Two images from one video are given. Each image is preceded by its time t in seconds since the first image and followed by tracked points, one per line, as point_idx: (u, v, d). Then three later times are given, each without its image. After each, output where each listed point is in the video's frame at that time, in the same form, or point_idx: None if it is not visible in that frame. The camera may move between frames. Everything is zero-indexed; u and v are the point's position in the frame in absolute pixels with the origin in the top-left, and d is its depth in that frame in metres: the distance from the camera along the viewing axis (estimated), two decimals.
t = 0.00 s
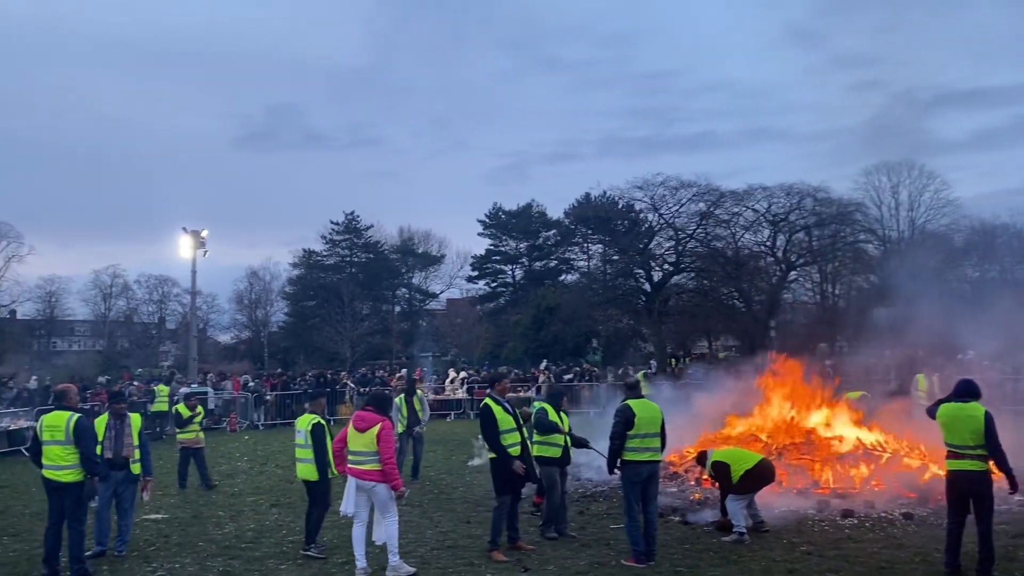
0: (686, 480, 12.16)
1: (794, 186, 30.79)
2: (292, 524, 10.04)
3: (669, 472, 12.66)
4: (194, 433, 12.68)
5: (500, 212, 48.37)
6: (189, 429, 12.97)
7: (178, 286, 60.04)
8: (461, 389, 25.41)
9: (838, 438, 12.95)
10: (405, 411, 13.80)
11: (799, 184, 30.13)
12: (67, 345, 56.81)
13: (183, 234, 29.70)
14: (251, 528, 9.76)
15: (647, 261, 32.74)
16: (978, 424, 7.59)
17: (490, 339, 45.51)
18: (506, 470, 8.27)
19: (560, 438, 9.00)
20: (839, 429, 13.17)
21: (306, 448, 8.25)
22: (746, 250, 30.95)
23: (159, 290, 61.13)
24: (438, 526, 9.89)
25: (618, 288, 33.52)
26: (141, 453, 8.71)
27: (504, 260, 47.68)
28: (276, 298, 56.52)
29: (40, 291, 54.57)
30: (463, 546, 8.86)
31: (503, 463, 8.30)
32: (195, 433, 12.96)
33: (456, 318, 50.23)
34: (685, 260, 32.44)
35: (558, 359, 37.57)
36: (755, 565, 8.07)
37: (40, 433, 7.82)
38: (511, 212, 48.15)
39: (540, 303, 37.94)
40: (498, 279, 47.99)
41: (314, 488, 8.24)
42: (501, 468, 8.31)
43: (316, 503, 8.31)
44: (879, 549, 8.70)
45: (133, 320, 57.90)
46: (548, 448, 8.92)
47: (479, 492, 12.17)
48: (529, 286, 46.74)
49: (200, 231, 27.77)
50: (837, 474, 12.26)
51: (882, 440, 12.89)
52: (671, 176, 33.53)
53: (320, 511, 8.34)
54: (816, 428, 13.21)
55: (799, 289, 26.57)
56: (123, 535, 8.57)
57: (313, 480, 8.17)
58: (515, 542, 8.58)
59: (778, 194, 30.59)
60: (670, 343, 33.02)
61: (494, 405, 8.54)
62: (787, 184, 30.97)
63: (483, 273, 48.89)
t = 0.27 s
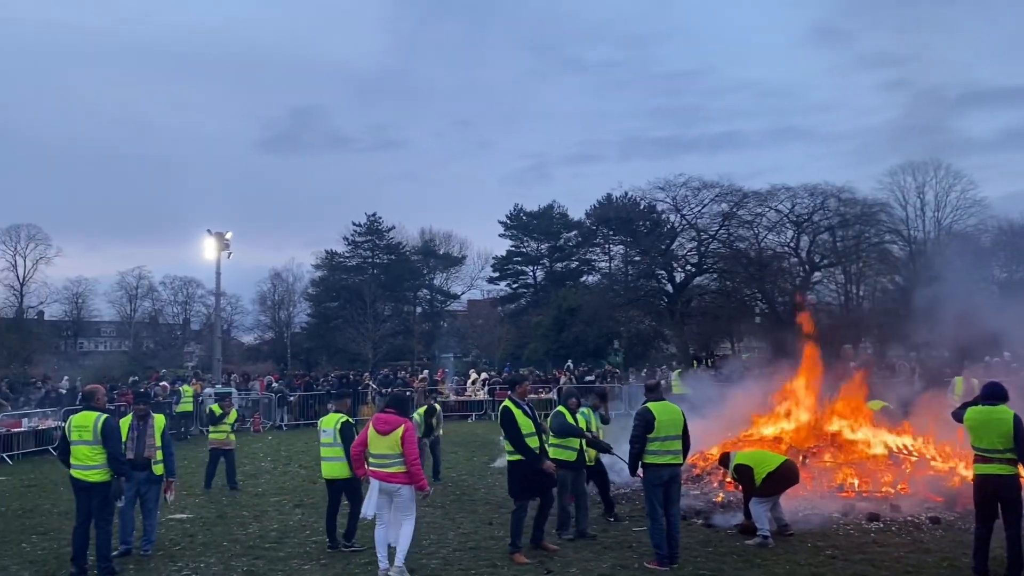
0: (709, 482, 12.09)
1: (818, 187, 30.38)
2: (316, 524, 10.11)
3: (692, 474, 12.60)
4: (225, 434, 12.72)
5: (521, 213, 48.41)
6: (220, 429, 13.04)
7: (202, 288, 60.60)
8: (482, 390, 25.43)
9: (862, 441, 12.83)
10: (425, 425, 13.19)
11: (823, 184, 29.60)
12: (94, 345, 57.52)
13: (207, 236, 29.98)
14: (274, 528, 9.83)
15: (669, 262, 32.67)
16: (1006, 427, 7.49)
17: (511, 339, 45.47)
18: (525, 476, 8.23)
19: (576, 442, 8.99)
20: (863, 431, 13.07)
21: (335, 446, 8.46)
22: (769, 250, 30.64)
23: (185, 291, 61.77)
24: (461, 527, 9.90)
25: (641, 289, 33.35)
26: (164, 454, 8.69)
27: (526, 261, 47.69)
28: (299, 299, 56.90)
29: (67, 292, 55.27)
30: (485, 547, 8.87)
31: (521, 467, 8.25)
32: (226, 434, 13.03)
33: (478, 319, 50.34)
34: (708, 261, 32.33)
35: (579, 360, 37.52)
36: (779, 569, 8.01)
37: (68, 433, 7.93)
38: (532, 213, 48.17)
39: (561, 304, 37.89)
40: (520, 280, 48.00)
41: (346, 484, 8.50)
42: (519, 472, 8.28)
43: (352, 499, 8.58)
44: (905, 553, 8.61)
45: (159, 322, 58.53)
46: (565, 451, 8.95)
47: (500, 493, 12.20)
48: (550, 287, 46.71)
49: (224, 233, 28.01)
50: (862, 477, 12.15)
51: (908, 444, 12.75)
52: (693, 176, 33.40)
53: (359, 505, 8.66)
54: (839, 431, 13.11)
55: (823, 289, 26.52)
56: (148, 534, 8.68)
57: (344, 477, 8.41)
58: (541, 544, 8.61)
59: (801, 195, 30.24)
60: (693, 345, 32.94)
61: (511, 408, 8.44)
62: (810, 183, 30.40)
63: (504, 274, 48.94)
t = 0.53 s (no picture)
0: (733, 485, 11.99)
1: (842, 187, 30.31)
2: (339, 525, 10.16)
3: (714, 477, 12.53)
4: (257, 433, 12.72)
5: (542, 214, 48.38)
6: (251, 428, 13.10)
7: (226, 289, 61.14)
8: (502, 391, 25.45)
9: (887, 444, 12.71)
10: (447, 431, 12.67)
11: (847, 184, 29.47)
12: (119, 345, 58.20)
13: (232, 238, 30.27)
14: (298, 528, 9.90)
15: (691, 263, 32.56)
16: None
17: (532, 340, 45.43)
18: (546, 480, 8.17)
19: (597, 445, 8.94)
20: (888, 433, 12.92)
21: (365, 444, 8.75)
22: (792, 251, 30.46)
23: (209, 292, 62.35)
24: (482, 528, 9.90)
25: (662, 290, 33.23)
26: (184, 454, 8.72)
27: (547, 262, 47.62)
28: (321, 300, 57.24)
29: (93, 293, 55.95)
30: (507, 549, 8.87)
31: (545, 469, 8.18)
32: (257, 433, 13.08)
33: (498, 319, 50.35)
34: (730, 261, 32.25)
35: (600, 362, 37.45)
36: (804, 573, 7.94)
37: (95, 433, 8.03)
38: (553, 214, 48.13)
39: (582, 305, 37.83)
40: (541, 281, 47.98)
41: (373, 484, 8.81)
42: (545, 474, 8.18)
43: (380, 499, 8.91)
44: (932, 558, 8.51)
45: (183, 322, 59.12)
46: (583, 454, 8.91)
47: (521, 495, 12.21)
48: (571, 288, 46.61)
49: (248, 234, 28.24)
50: (888, 480, 12.04)
51: (933, 446, 12.61)
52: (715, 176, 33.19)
53: (387, 511, 9.10)
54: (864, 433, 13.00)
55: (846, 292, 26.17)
56: (173, 534, 8.78)
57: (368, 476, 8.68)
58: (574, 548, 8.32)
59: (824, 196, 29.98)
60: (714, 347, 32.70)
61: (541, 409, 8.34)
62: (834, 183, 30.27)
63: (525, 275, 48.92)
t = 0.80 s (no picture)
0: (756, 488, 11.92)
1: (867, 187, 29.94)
2: (361, 525, 10.21)
3: (738, 480, 12.44)
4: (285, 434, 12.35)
5: (564, 215, 48.37)
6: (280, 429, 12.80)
7: (250, 290, 61.69)
8: (524, 393, 25.44)
9: (913, 447, 12.58)
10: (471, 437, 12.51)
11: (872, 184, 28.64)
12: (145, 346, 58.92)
13: (256, 239, 30.54)
14: (321, 528, 9.96)
15: (714, 264, 32.49)
16: None
17: (553, 341, 45.37)
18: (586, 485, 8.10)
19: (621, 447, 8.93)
20: (914, 436, 12.79)
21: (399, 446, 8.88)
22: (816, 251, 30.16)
23: (232, 293, 62.89)
24: (504, 530, 9.89)
25: (684, 291, 33.23)
26: (204, 454, 8.74)
27: (568, 263, 47.57)
28: (344, 301, 57.57)
29: (119, 294, 56.66)
30: (529, 551, 8.85)
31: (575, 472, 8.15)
32: (286, 433, 12.73)
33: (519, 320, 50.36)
34: (753, 263, 32.00)
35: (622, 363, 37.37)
36: None
37: (122, 432, 8.11)
38: (574, 215, 48.10)
39: (603, 307, 37.76)
40: (562, 282, 47.94)
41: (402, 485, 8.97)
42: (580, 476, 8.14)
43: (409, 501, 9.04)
44: (959, 563, 8.39)
45: (207, 323, 59.68)
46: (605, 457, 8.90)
47: (543, 497, 12.18)
48: (592, 289, 46.52)
49: (272, 236, 28.47)
50: (914, 484, 11.91)
51: (960, 449, 12.47)
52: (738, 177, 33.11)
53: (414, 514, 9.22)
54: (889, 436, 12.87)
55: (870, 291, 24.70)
56: (196, 533, 8.84)
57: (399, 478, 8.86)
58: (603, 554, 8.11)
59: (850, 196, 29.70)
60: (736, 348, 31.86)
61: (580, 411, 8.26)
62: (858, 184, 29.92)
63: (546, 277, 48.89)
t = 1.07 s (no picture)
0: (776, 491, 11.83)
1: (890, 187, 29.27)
2: (381, 525, 10.23)
3: (760, 481, 12.33)
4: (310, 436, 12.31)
5: (583, 216, 48.30)
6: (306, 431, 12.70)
7: (271, 289, 62.16)
8: (543, 393, 25.43)
9: (936, 450, 12.41)
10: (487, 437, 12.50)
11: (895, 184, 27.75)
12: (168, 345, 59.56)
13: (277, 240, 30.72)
14: (342, 527, 9.99)
15: (735, 264, 32.60)
16: None
17: (572, 342, 45.28)
18: (616, 485, 8.09)
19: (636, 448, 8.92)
20: (937, 438, 12.62)
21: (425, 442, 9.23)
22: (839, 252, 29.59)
23: (254, 293, 63.37)
24: (525, 530, 9.89)
25: (706, 291, 33.27)
26: (217, 453, 8.61)
27: (587, 263, 47.48)
28: (363, 301, 57.82)
29: (142, 293, 57.30)
30: (549, 552, 8.83)
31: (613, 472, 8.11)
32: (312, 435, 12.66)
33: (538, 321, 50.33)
34: (775, 263, 32.07)
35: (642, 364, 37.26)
36: None
37: (145, 431, 8.18)
38: (594, 215, 48.01)
39: (623, 307, 37.66)
40: (581, 282, 47.86)
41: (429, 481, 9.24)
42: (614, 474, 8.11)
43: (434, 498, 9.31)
44: (985, 567, 8.26)
45: (229, 323, 60.18)
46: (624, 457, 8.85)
47: (562, 497, 12.16)
48: (611, 290, 46.40)
49: (293, 236, 28.66)
50: (938, 488, 11.75)
51: (985, 452, 12.29)
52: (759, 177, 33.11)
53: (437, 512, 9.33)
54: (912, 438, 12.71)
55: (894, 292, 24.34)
56: (217, 532, 8.91)
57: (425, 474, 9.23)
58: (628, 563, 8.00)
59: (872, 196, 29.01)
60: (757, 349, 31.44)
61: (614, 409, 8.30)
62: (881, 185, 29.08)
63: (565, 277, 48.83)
